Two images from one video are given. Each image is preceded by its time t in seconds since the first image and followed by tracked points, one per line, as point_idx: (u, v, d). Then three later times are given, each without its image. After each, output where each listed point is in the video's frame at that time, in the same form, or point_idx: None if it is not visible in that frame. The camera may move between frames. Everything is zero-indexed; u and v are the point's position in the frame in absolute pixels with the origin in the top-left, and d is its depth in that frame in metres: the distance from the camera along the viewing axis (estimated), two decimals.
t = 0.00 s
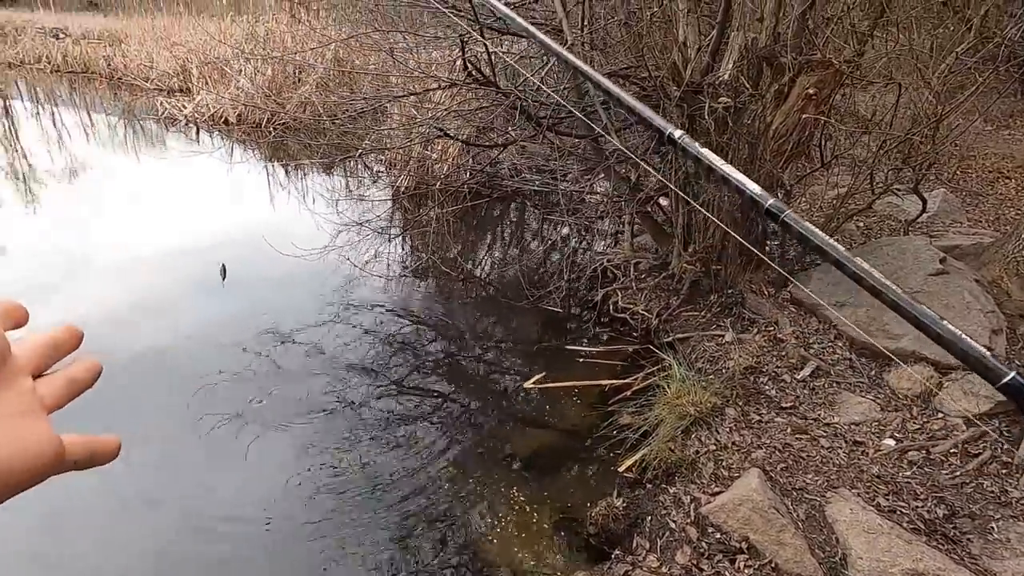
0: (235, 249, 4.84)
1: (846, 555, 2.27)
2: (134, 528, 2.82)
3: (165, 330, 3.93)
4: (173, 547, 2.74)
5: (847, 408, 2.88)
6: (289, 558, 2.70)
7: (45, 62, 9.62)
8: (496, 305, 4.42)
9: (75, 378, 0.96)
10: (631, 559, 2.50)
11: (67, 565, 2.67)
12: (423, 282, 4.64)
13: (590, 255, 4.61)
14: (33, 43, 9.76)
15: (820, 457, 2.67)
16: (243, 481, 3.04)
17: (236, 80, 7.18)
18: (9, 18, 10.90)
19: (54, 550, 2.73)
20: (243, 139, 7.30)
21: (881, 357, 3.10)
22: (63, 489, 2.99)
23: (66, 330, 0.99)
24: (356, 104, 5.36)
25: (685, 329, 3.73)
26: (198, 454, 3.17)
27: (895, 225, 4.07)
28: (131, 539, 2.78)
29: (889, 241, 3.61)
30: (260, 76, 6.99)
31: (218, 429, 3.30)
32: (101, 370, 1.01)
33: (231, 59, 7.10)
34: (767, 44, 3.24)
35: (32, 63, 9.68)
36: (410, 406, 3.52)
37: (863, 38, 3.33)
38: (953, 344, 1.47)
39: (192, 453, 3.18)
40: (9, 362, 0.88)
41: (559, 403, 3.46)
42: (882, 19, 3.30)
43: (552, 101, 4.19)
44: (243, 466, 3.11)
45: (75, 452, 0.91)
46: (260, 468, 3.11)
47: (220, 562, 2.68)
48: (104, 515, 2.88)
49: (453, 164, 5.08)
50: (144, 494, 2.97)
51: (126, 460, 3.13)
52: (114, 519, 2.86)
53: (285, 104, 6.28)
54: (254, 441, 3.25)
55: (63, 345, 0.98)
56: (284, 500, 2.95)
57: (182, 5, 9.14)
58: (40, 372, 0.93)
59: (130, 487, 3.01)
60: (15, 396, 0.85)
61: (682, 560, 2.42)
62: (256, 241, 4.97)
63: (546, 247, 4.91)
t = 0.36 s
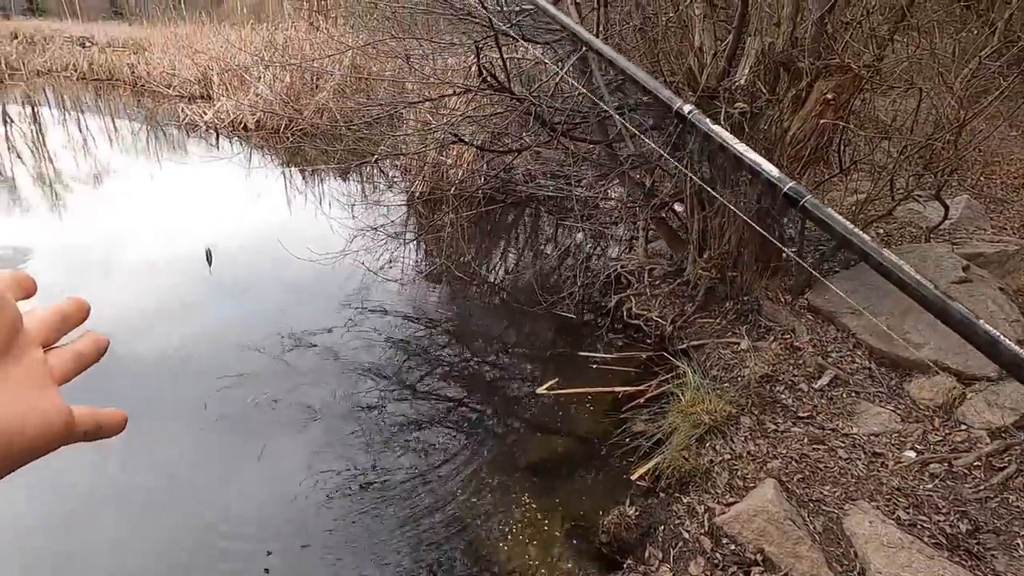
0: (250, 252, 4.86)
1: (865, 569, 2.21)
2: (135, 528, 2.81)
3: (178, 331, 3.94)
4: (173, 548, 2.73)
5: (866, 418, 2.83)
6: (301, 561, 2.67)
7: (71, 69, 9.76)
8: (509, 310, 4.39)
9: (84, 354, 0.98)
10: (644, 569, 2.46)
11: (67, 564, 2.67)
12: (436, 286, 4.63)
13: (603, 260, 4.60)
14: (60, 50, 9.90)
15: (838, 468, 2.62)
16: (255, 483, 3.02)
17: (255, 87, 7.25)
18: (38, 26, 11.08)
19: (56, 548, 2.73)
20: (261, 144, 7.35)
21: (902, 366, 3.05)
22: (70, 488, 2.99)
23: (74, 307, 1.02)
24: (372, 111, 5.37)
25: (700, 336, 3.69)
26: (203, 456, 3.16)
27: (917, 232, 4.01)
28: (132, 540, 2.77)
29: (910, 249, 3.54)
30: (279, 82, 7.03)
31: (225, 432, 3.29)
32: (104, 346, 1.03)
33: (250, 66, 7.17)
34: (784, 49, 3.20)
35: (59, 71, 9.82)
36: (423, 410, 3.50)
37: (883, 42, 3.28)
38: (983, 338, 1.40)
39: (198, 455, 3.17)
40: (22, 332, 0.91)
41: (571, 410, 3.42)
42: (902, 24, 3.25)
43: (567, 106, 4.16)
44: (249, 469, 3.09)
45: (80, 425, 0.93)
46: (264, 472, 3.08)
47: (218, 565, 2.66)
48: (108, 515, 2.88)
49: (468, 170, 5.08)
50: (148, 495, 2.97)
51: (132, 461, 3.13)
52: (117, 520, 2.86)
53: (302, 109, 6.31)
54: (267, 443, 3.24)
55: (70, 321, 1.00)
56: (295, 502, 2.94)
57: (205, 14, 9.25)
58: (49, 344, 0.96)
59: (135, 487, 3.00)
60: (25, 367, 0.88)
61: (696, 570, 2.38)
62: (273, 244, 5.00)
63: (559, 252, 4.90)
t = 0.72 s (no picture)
0: (261, 254, 4.88)
1: None
2: (140, 529, 2.82)
3: (190, 330, 3.96)
4: (179, 550, 2.73)
5: (880, 424, 2.79)
6: (310, 563, 2.67)
7: (87, 73, 9.86)
8: (519, 314, 4.38)
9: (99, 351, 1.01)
10: None
11: (69, 563, 2.68)
12: (446, 289, 4.62)
13: (613, 263, 4.60)
14: (77, 55, 10.01)
15: (852, 475, 2.59)
16: (264, 485, 3.03)
17: (267, 91, 7.28)
18: (55, 31, 11.20)
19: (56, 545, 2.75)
20: (272, 148, 7.39)
21: (919, 373, 2.99)
22: (75, 488, 3.02)
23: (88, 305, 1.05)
24: (383, 114, 5.38)
25: (711, 341, 3.67)
26: (212, 458, 3.17)
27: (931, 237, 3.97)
28: (133, 539, 2.78)
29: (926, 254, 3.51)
30: (291, 86, 7.05)
31: (232, 433, 3.30)
32: (117, 341, 1.07)
33: (262, 70, 7.21)
34: (797, 53, 3.18)
35: (75, 75, 9.92)
36: (432, 414, 3.49)
37: (898, 45, 3.24)
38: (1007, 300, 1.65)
39: (204, 456, 3.18)
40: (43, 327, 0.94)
41: (582, 414, 3.40)
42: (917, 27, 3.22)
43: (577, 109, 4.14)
44: (252, 471, 3.10)
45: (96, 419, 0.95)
46: (269, 474, 3.09)
47: (217, 566, 2.66)
48: (110, 515, 2.89)
49: (478, 173, 5.08)
50: (158, 497, 2.97)
51: (137, 462, 3.15)
52: (120, 519, 2.88)
53: (313, 113, 6.34)
54: (275, 445, 3.24)
55: (82, 317, 1.03)
56: (304, 505, 2.93)
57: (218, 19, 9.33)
58: (63, 338, 0.99)
59: (138, 487, 3.02)
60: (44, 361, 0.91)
61: None
62: (284, 247, 5.02)
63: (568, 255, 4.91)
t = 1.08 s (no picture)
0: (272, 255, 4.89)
1: None
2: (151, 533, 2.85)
3: (199, 334, 4.01)
4: (189, 553, 2.75)
5: (892, 431, 2.77)
6: (318, 563, 2.68)
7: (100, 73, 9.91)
8: (527, 317, 4.37)
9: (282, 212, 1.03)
10: None
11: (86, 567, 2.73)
12: (454, 291, 4.63)
13: (622, 265, 4.57)
14: (90, 56, 10.08)
15: (863, 482, 2.57)
16: (272, 485, 3.04)
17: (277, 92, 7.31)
18: (70, 31, 11.27)
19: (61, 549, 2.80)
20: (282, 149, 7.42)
21: (931, 379, 2.97)
22: (84, 492, 3.06)
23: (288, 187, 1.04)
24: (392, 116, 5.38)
25: (720, 344, 3.65)
26: (222, 459, 3.18)
27: (944, 242, 3.94)
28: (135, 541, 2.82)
29: (938, 259, 3.48)
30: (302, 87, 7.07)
31: (236, 433, 3.32)
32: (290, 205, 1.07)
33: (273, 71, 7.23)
34: (810, 56, 3.17)
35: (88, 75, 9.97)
36: (440, 415, 3.49)
37: (911, 48, 3.22)
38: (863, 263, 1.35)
39: (207, 457, 3.21)
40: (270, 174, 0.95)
41: (590, 417, 3.39)
42: (933, 30, 3.18)
43: (587, 111, 4.14)
44: (255, 470, 3.12)
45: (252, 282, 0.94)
46: (270, 474, 3.10)
47: (221, 568, 2.68)
48: (114, 517, 2.93)
49: (487, 175, 5.07)
50: (168, 500, 2.99)
51: (142, 464, 3.19)
52: (123, 520, 2.91)
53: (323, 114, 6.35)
54: (284, 445, 3.25)
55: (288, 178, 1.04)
56: (312, 504, 2.94)
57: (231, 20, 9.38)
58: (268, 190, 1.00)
59: (144, 490, 3.05)
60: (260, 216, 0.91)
61: None
62: (294, 247, 5.03)
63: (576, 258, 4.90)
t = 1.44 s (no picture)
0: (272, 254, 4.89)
1: None
2: (150, 533, 2.85)
3: (200, 332, 4.00)
4: (189, 551, 2.75)
5: (892, 432, 2.76)
6: (318, 562, 2.68)
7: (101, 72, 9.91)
8: (527, 317, 4.37)
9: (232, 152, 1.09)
10: None
11: (86, 566, 2.73)
12: (454, 290, 4.62)
13: (622, 265, 4.57)
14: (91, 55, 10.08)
15: (863, 483, 2.57)
16: (272, 483, 3.04)
17: (279, 92, 7.31)
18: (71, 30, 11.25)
19: (62, 547, 2.81)
20: (283, 148, 7.41)
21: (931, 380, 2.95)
22: (83, 492, 3.06)
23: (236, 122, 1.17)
24: (392, 115, 5.38)
25: (720, 345, 3.64)
26: (222, 457, 3.19)
27: (944, 243, 3.93)
28: (135, 540, 2.82)
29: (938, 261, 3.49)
30: (302, 86, 7.05)
31: (236, 431, 3.32)
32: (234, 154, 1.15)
33: (274, 70, 7.24)
34: (810, 57, 3.16)
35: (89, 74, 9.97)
36: (440, 414, 3.50)
37: (911, 48, 3.21)
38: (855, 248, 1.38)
39: (207, 454, 3.21)
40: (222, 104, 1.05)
41: (589, 418, 3.39)
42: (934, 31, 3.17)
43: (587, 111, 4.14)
44: (254, 468, 3.12)
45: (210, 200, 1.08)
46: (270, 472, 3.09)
47: (220, 567, 2.67)
48: (114, 515, 2.94)
49: (488, 175, 5.07)
50: (168, 498, 2.99)
51: (143, 462, 3.19)
52: (124, 519, 2.92)
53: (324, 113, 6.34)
54: (285, 443, 3.26)
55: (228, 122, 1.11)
56: (312, 503, 2.94)
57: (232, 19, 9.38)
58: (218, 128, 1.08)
59: (143, 488, 3.05)
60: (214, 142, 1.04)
61: None
62: (295, 247, 5.03)
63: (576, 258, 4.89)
